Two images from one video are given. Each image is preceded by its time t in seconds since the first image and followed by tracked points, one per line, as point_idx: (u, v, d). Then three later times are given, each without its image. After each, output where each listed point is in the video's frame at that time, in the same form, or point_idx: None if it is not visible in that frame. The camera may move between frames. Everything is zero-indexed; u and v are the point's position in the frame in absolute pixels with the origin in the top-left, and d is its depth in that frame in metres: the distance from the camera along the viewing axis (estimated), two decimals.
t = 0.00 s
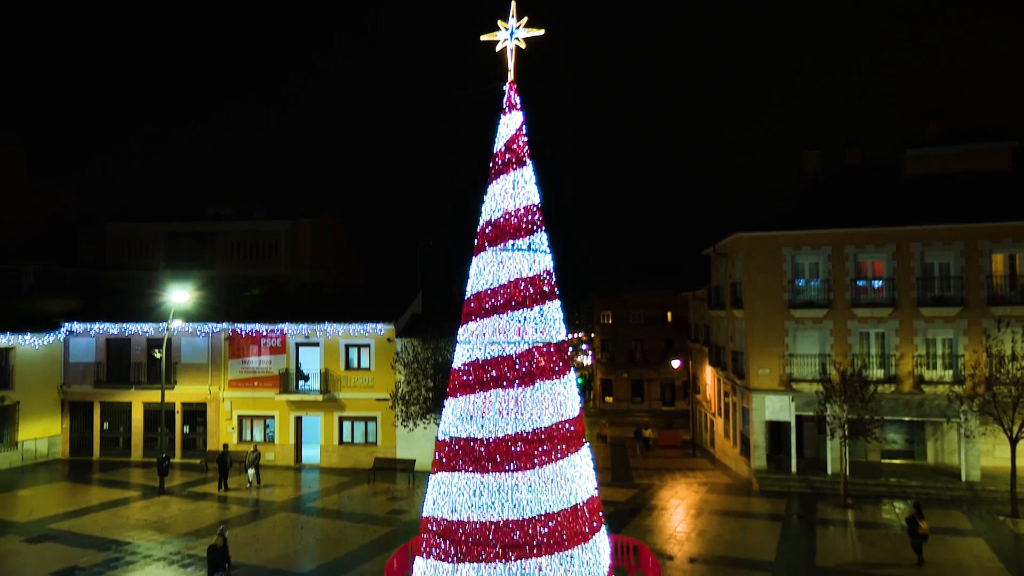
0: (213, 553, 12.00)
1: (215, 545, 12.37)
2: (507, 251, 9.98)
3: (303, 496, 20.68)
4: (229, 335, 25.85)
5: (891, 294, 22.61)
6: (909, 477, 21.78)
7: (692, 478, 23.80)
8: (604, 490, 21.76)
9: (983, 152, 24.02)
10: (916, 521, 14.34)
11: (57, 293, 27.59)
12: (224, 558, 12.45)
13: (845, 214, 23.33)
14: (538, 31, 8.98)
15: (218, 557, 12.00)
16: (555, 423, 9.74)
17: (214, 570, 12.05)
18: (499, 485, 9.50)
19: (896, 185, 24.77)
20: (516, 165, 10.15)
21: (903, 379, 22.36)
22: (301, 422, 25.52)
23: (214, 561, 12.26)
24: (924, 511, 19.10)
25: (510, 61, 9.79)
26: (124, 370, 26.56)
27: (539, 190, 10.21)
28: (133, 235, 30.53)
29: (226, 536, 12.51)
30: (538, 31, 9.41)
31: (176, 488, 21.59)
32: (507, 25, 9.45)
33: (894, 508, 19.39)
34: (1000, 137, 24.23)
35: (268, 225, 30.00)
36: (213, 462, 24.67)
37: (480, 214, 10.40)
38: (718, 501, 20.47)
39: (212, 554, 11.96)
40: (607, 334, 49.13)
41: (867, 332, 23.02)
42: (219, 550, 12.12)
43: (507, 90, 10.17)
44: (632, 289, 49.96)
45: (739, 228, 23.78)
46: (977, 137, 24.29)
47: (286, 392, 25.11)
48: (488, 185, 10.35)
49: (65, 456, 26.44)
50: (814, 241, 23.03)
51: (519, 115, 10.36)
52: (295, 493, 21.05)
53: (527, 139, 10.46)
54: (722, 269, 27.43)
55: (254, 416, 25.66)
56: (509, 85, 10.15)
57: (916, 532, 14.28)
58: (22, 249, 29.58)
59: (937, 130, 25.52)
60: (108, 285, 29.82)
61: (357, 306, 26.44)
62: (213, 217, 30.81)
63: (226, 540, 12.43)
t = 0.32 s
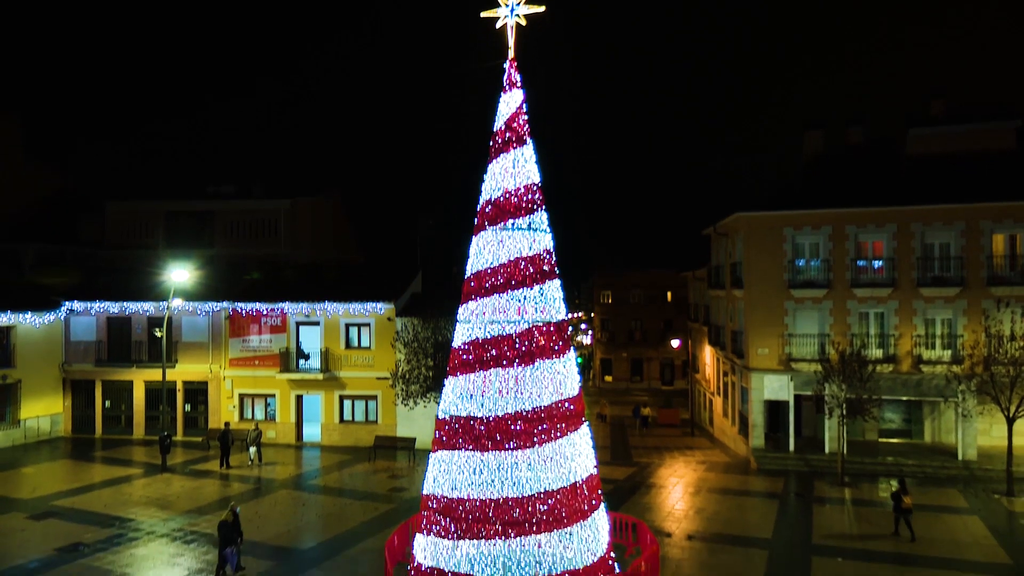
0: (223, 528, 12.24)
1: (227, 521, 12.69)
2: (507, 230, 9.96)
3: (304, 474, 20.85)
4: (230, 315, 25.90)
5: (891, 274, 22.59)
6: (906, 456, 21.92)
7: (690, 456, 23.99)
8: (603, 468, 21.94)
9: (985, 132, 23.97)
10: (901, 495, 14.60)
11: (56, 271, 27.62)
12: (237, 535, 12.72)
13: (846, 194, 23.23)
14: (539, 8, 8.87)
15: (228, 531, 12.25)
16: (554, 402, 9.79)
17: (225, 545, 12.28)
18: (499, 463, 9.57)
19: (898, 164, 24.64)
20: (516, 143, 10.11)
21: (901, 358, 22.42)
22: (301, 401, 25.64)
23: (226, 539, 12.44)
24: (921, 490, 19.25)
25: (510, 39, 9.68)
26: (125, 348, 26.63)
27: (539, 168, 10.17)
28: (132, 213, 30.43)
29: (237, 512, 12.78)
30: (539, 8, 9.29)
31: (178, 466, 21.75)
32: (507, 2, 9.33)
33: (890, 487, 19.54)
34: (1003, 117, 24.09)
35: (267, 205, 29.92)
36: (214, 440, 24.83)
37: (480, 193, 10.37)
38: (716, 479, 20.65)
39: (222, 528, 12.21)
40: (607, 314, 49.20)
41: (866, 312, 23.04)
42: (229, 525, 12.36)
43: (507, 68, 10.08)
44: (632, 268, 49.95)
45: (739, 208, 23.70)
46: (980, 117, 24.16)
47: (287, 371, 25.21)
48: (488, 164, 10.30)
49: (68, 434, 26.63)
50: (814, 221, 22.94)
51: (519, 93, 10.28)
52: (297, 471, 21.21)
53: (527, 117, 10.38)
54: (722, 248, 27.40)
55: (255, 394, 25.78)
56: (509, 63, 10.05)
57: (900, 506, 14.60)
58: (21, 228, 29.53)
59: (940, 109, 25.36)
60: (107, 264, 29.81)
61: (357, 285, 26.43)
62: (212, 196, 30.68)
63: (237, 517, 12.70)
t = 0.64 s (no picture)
0: (235, 501, 12.36)
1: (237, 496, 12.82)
2: (507, 209, 9.97)
3: (306, 452, 20.99)
4: (230, 294, 25.92)
5: (891, 254, 22.57)
6: (903, 435, 22.05)
7: (688, 435, 24.14)
8: (602, 446, 22.10)
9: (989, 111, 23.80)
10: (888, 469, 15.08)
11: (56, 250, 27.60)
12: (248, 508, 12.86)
13: (847, 173, 23.11)
14: None
15: (241, 505, 12.34)
16: (554, 381, 9.85)
17: (238, 518, 12.37)
18: (499, 441, 9.64)
19: (900, 143, 24.50)
20: (516, 122, 10.08)
21: (900, 338, 22.47)
22: (302, 379, 25.74)
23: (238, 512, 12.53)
24: (917, 468, 19.38)
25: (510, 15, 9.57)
26: (125, 327, 26.67)
27: (539, 147, 10.13)
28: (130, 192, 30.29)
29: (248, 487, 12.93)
30: None
31: (180, 444, 21.89)
32: None
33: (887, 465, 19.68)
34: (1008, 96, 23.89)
35: (264, 181, 29.56)
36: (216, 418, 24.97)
37: (480, 171, 10.34)
38: (714, 457, 20.80)
39: (234, 502, 12.34)
40: (607, 293, 49.21)
41: (866, 292, 23.03)
42: (240, 498, 12.46)
43: (508, 46, 9.99)
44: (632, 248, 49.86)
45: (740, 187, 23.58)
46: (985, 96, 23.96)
47: (288, 350, 25.28)
48: (488, 142, 10.24)
49: (70, 412, 26.78)
50: (815, 201, 22.84)
51: (520, 70, 10.18)
52: (298, 449, 21.35)
53: (528, 96, 10.33)
54: (722, 228, 27.37)
55: (256, 372, 25.88)
56: (510, 40, 9.97)
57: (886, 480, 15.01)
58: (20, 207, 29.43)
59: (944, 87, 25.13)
60: (107, 243, 29.76)
61: (357, 264, 26.39)
62: (211, 174, 30.50)
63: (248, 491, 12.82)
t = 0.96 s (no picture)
0: (243, 476, 12.87)
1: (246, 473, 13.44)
2: (507, 188, 10.00)
3: (307, 430, 21.12)
4: (230, 272, 25.93)
5: (892, 233, 22.51)
6: (901, 414, 22.17)
7: (687, 414, 24.28)
8: (601, 425, 22.24)
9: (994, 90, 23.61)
10: (875, 445, 15.86)
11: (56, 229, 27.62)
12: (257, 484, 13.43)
13: (849, 151, 22.96)
14: None
15: (247, 481, 12.86)
16: (554, 360, 9.93)
17: (247, 493, 12.89)
18: (499, 420, 9.70)
19: (903, 122, 24.32)
20: (517, 100, 10.08)
21: (899, 318, 22.49)
22: (302, 358, 25.84)
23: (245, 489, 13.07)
24: (914, 447, 19.49)
25: None
26: (126, 306, 26.71)
27: (540, 126, 10.11)
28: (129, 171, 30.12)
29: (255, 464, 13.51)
30: None
31: (182, 422, 22.02)
32: None
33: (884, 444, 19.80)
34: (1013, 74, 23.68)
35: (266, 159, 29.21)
36: (217, 397, 25.10)
37: (480, 150, 10.31)
38: (713, 436, 20.93)
39: (241, 477, 12.81)
40: (607, 272, 49.18)
41: (866, 272, 23.02)
42: (247, 474, 12.98)
43: (508, 23, 9.93)
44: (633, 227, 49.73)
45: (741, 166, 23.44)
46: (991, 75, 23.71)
47: (288, 328, 25.34)
48: (488, 120, 10.19)
49: (72, 390, 26.88)
50: (816, 180, 22.71)
51: (520, 48, 10.16)
52: (299, 427, 21.47)
53: (528, 74, 10.33)
54: (722, 208, 27.33)
55: (257, 351, 25.97)
56: (510, 17, 9.91)
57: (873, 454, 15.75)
58: (19, 185, 29.31)
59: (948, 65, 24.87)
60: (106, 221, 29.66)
61: (356, 243, 26.33)
62: (209, 153, 30.29)
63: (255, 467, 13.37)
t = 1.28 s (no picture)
0: (247, 453, 13.18)
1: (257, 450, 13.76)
2: (507, 168, 9.95)
3: (307, 409, 21.22)
4: (230, 252, 25.92)
5: (893, 214, 22.45)
6: (899, 394, 22.27)
7: (686, 393, 24.41)
8: (601, 405, 22.34)
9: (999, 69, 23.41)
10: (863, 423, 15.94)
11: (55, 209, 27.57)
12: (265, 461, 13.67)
13: (852, 131, 22.82)
14: None
15: (252, 457, 13.15)
16: (554, 340, 9.96)
17: (252, 470, 13.18)
18: (499, 400, 9.74)
19: (906, 102, 24.13)
20: (517, 79, 10.00)
21: (899, 299, 22.50)
22: (303, 338, 25.89)
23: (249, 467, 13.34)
24: (912, 427, 19.59)
25: None
26: (126, 285, 26.71)
27: (540, 105, 10.04)
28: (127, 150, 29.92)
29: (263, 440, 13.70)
30: None
31: (183, 401, 22.13)
32: None
33: (882, 424, 19.92)
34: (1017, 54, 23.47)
35: (264, 138, 29.02)
36: (218, 376, 25.18)
37: (480, 129, 10.23)
38: (711, 416, 21.03)
39: (245, 454, 13.11)
40: (607, 253, 49.10)
41: (866, 253, 22.99)
42: (251, 451, 13.27)
43: None
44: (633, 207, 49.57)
45: (743, 146, 23.30)
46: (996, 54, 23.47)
47: (288, 308, 25.36)
48: (488, 99, 10.10)
49: (73, 369, 26.99)
50: (817, 160, 22.61)
51: (521, 25, 10.06)
52: (300, 406, 21.58)
53: (529, 53, 10.25)
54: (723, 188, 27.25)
55: (258, 331, 26.02)
56: None
57: (859, 431, 16.17)
58: (17, 164, 29.16)
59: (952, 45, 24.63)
60: (105, 201, 29.56)
61: (356, 223, 26.27)
62: (208, 131, 30.05)
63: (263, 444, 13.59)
